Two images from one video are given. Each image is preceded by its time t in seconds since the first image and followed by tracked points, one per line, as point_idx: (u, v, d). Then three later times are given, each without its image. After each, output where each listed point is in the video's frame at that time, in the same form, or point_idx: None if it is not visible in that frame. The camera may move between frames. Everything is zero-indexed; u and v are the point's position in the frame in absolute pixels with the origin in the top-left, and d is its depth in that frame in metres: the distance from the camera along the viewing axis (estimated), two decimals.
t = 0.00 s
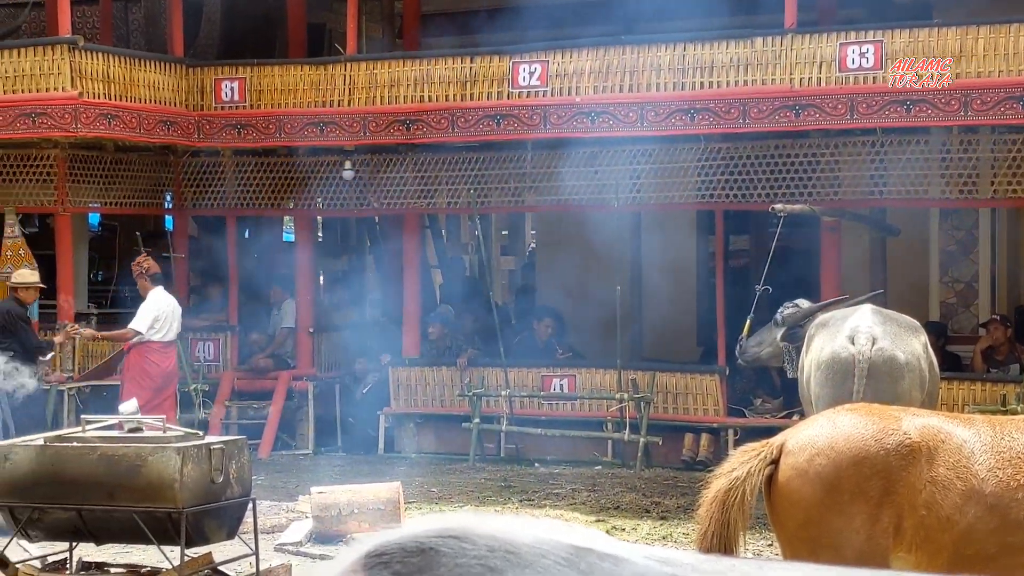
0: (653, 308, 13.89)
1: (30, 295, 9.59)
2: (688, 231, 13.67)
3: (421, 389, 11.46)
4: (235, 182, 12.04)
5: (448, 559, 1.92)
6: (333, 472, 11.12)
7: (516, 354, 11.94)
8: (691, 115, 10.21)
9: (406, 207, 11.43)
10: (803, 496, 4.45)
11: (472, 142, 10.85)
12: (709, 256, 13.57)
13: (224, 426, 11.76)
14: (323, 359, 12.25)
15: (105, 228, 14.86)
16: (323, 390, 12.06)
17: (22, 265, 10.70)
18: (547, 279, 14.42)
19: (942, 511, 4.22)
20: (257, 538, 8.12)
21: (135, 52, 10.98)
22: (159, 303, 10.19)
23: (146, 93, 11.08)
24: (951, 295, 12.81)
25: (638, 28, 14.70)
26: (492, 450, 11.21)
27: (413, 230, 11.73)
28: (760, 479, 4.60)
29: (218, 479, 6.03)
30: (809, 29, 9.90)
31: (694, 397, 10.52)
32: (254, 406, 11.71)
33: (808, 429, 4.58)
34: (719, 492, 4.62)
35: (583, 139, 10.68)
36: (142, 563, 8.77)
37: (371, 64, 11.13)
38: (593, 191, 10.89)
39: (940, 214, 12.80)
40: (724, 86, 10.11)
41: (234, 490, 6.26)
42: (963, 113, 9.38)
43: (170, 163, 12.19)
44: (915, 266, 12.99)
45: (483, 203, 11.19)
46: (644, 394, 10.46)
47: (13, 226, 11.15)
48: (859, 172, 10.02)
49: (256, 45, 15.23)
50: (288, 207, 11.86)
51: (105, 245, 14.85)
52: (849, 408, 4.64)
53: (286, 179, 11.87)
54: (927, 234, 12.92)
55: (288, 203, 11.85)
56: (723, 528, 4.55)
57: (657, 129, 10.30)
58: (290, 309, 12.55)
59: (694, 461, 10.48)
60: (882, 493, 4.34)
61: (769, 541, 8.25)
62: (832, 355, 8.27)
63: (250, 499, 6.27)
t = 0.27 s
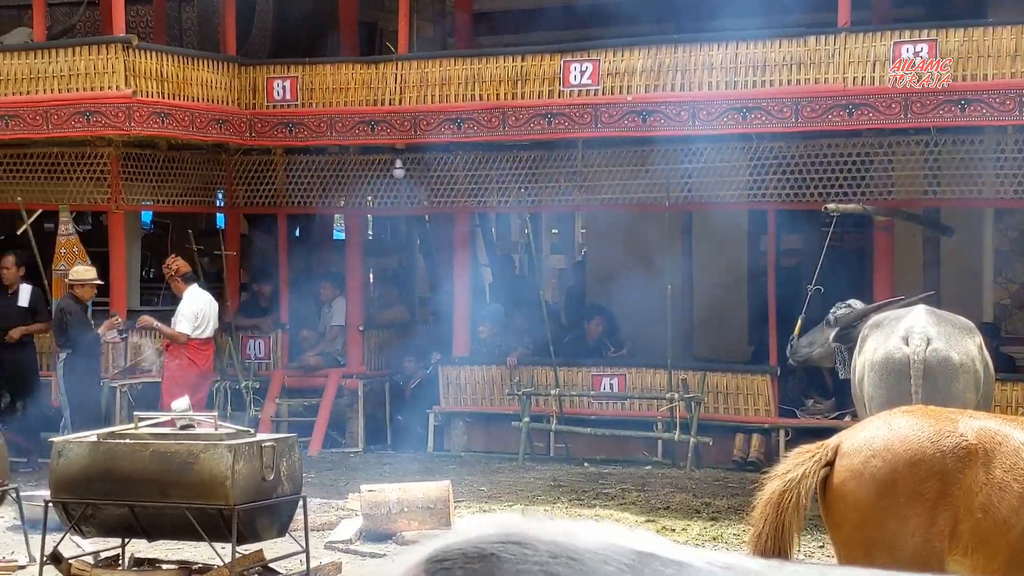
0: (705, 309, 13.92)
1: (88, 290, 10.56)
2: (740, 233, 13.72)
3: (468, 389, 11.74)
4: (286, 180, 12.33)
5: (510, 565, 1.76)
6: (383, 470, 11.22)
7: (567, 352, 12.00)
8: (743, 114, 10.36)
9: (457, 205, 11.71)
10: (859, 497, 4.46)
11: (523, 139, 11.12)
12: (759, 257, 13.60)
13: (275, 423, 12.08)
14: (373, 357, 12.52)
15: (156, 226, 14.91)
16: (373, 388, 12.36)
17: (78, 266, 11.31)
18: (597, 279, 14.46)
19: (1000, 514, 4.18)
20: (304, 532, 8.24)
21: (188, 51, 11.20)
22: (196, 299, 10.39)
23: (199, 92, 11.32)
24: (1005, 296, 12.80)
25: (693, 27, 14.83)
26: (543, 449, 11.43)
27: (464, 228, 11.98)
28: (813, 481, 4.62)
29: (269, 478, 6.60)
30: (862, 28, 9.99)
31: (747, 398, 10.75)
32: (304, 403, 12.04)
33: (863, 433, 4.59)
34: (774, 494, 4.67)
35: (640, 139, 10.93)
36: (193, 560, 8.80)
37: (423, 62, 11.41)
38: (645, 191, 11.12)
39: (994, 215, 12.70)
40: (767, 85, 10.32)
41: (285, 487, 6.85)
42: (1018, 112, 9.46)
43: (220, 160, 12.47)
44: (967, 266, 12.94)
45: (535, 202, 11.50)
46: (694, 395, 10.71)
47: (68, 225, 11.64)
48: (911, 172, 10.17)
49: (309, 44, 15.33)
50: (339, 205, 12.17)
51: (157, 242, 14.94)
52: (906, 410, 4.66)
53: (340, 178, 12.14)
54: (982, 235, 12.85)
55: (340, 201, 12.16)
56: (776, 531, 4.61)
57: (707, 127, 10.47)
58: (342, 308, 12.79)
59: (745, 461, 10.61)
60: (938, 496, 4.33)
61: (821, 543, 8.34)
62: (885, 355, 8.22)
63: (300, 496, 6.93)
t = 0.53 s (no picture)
0: (774, 313, 13.88)
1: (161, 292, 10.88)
2: (809, 237, 13.69)
3: (535, 393, 12.32)
4: (354, 180, 12.83)
5: (591, 567, 2.51)
6: (449, 472, 11.41)
7: (638, 356, 12.24)
8: (813, 118, 10.64)
9: (525, 207, 12.14)
10: (930, 504, 4.83)
11: (592, 141, 11.48)
12: (829, 261, 13.55)
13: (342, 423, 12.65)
14: (438, 358, 13.01)
15: (225, 226, 15.10)
16: (439, 390, 12.83)
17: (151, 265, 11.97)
18: (663, 281, 14.55)
19: None
20: (370, 532, 8.39)
21: (258, 54, 11.81)
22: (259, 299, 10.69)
23: (269, 94, 11.90)
24: None
25: (761, 28, 14.88)
26: (608, 451, 11.99)
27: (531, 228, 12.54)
28: (884, 487, 4.97)
29: (336, 477, 7.23)
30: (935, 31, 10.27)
31: (816, 403, 11.21)
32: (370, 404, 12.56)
33: (933, 439, 4.94)
34: (844, 500, 5.00)
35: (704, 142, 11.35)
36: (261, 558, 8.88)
37: (491, 65, 11.86)
38: (715, 194, 11.48)
39: None
40: (828, 89, 10.62)
41: (353, 489, 7.41)
42: None
43: (289, 162, 13.05)
44: None
45: (602, 204, 11.88)
46: (762, 400, 11.12)
47: (139, 226, 12.23)
48: (984, 177, 10.43)
49: (378, 47, 15.83)
50: (406, 206, 12.65)
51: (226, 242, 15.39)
52: (976, 415, 4.99)
53: (405, 177, 12.69)
54: None
55: (406, 202, 12.65)
56: (847, 536, 4.93)
57: (777, 130, 10.78)
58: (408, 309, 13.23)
59: (813, 467, 11.17)
60: (1009, 504, 4.68)
61: (891, 549, 8.38)
62: (958, 362, 8.15)
63: (366, 497, 7.43)
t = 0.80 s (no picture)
0: (813, 315, 13.94)
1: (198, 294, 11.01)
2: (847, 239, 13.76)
3: (572, 396, 12.77)
4: (391, 184, 13.33)
5: (631, 568, 2.49)
6: (486, 475, 11.56)
7: (677, 357, 12.76)
8: (852, 120, 10.94)
9: (561, 211, 12.69)
10: (971, 508, 4.95)
11: (628, 143, 11.86)
12: (868, 264, 13.59)
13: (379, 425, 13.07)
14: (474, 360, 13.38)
15: (262, 229, 15.78)
16: (476, 391, 13.23)
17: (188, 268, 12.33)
18: (700, 284, 14.55)
19: None
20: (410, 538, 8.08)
21: (294, 56, 12.24)
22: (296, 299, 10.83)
23: (306, 97, 12.34)
24: None
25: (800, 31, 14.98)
26: (645, 454, 12.44)
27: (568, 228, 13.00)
28: (924, 491, 5.15)
29: (371, 480, 7.17)
30: (974, 32, 10.42)
31: (855, 407, 11.56)
32: (408, 407, 13.03)
33: (974, 444, 5.11)
34: (884, 503, 5.25)
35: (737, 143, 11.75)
36: (296, 560, 8.92)
37: (528, 68, 12.22)
38: (753, 194, 11.85)
39: None
40: (858, 91, 10.92)
41: (387, 491, 7.34)
42: None
43: (326, 165, 13.55)
44: None
45: (639, 206, 12.31)
46: (800, 403, 11.51)
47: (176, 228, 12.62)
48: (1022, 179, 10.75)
49: (413, 49, 16.26)
50: (442, 210, 13.09)
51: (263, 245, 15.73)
52: (1016, 420, 5.14)
53: (440, 180, 13.14)
54: None
55: (443, 205, 13.09)
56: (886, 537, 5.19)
57: (816, 131, 11.10)
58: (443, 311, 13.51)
59: (851, 471, 11.51)
60: None
61: (930, 554, 8.43)
62: (998, 365, 8.10)
63: (402, 499, 7.38)
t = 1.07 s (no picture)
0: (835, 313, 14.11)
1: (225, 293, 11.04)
2: (870, 237, 13.86)
3: (595, 396, 12.84)
4: (414, 184, 13.60)
5: (654, 566, 2.58)
6: (508, 475, 11.61)
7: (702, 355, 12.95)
8: (875, 119, 11.26)
9: (583, 210, 12.92)
10: (999, 509, 4.95)
11: (651, 142, 12.18)
12: (892, 262, 13.71)
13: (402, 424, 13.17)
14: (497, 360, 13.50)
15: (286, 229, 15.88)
16: (499, 391, 13.35)
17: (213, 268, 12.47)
18: (723, 282, 14.79)
19: None
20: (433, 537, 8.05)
21: (318, 57, 12.55)
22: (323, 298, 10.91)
23: (329, 96, 12.66)
24: None
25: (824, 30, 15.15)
26: (669, 454, 12.52)
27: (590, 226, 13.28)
28: (951, 491, 5.13)
29: (395, 479, 7.15)
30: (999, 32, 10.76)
31: (880, 407, 11.58)
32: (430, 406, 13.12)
33: (1002, 444, 5.09)
34: (910, 504, 5.21)
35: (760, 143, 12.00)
36: (320, 559, 8.92)
37: (551, 67, 12.57)
38: (777, 193, 12.08)
39: None
40: (874, 91, 11.30)
41: (410, 491, 7.30)
42: None
43: (350, 165, 13.86)
44: None
45: (663, 206, 12.58)
46: (824, 402, 11.46)
47: (199, 227, 12.66)
48: None
49: (437, 50, 16.39)
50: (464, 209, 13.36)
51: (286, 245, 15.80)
52: None
53: (462, 179, 13.38)
54: None
55: (466, 204, 13.36)
56: (913, 539, 5.15)
57: (838, 130, 11.42)
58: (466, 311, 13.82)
59: (876, 471, 11.55)
60: None
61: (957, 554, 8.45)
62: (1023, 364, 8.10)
63: (426, 498, 7.34)
